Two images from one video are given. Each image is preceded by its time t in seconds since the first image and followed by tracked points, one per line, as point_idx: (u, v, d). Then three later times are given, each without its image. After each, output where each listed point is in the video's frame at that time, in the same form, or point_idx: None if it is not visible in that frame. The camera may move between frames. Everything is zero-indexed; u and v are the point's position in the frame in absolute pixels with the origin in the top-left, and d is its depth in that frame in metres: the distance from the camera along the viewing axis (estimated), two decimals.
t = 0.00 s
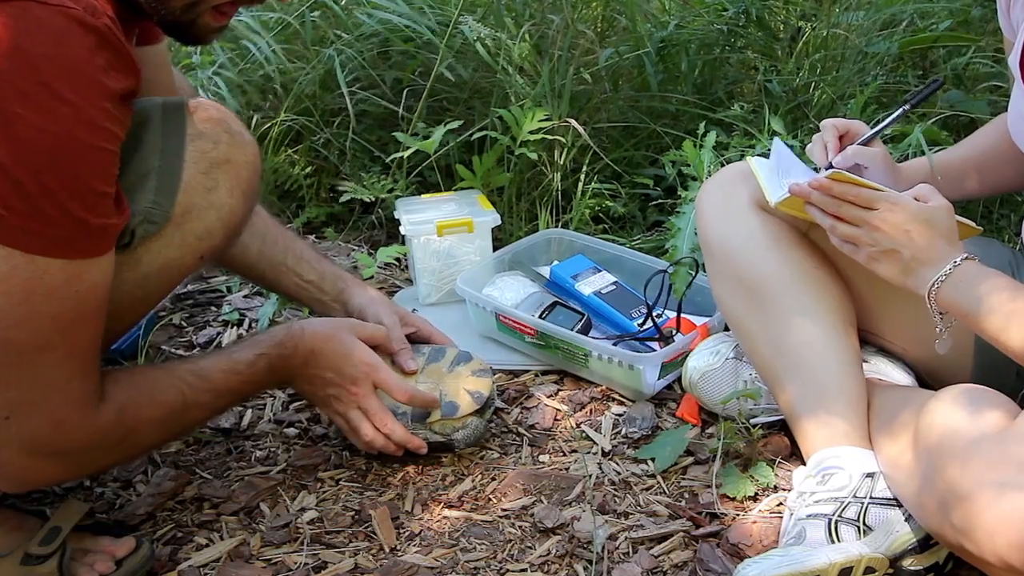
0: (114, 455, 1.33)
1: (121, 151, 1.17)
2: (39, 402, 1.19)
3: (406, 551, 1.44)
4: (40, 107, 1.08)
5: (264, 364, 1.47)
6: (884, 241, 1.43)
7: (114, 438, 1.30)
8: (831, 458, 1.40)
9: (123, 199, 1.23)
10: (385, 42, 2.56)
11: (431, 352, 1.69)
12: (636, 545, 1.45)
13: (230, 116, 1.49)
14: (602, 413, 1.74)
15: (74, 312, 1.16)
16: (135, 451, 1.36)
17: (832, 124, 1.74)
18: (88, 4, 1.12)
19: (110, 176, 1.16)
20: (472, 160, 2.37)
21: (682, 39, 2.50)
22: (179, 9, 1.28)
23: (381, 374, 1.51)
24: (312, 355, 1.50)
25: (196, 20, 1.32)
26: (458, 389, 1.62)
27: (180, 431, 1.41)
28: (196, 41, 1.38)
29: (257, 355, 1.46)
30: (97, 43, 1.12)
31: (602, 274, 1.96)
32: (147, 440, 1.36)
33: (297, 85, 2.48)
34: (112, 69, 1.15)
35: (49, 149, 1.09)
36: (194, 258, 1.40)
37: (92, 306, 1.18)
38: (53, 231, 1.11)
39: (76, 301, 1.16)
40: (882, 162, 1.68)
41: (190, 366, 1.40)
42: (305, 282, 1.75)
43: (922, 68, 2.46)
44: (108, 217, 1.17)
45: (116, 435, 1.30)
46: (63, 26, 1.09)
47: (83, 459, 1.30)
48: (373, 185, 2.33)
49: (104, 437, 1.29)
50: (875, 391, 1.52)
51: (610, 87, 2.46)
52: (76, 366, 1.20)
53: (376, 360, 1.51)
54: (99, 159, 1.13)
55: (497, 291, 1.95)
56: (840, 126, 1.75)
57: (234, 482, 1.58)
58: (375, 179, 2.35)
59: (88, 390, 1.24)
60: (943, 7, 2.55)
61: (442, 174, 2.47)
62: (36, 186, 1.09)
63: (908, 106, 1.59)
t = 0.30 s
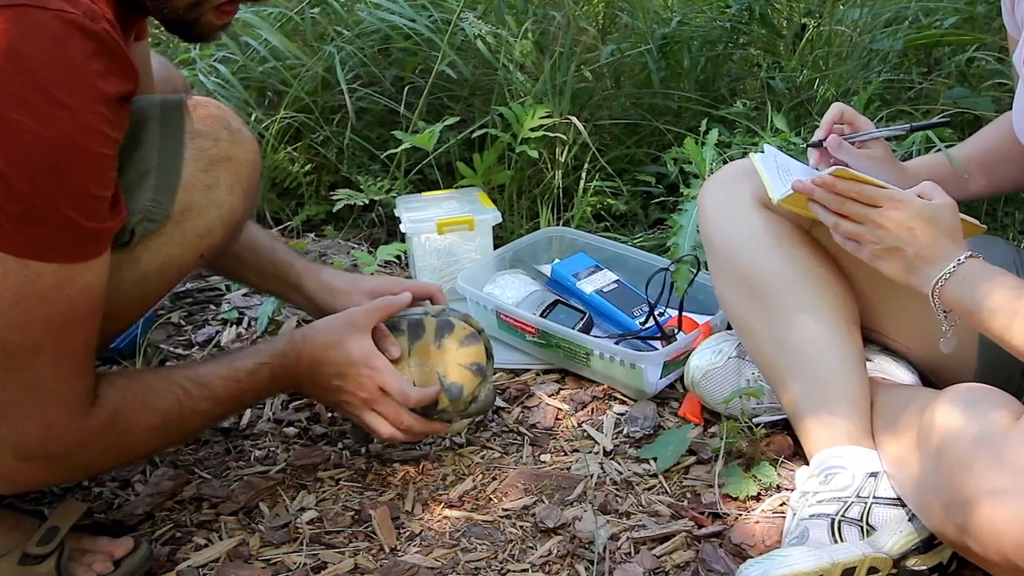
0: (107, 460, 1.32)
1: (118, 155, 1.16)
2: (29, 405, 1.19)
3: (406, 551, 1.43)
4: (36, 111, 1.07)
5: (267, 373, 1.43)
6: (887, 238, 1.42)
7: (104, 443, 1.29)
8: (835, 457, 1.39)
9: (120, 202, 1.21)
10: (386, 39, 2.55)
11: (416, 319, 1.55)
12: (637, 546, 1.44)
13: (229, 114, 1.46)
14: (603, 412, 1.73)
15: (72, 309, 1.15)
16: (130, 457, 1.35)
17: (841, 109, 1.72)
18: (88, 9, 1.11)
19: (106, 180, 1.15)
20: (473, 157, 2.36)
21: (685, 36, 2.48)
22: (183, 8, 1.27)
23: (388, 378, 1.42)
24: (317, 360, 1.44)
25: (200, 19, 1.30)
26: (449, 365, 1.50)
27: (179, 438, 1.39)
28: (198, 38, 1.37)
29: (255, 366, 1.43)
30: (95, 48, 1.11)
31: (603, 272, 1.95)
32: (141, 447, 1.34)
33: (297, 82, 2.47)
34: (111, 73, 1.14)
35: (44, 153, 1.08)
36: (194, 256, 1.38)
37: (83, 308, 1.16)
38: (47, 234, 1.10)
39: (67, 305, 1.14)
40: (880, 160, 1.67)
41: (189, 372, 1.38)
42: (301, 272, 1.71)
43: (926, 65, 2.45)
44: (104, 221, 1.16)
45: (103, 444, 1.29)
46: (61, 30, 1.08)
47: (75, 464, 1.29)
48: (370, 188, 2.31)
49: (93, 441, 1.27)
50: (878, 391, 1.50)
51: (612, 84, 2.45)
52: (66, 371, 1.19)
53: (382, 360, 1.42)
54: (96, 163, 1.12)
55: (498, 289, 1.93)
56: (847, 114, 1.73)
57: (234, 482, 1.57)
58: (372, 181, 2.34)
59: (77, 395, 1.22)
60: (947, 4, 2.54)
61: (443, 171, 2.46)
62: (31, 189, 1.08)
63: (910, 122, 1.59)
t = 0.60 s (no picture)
0: (97, 464, 1.30)
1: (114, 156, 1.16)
2: (21, 404, 1.18)
3: (406, 552, 1.42)
4: (35, 112, 1.06)
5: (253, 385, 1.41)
6: (890, 236, 1.41)
7: (94, 445, 1.27)
8: (838, 457, 1.38)
9: (116, 203, 1.20)
10: (386, 35, 2.54)
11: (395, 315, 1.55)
12: (639, 546, 1.43)
13: (230, 111, 1.45)
14: (605, 411, 1.72)
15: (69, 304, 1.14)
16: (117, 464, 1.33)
17: (847, 107, 1.70)
18: (88, 10, 1.10)
19: (103, 181, 1.14)
20: (473, 155, 2.35)
21: (687, 32, 2.47)
22: (185, 4, 1.26)
23: (391, 386, 1.44)
24: (319, 370, 1.43)
25: (202, 15, 1.30)
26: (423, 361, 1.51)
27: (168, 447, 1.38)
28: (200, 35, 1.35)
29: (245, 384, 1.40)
30: (95, 50, 1.11)
31: (605, 270, 1.94)
32: (129, 454, 1.33)
33: (297, 79, 2.46)
34: (108, 75, 1.14)
35: (42, 154, 1.07)
36: (194, 253, 1.37)
37: (76, 306, 1.15)
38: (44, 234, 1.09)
39: (59, 300, 1.13)
40: (884, 160, 1.66)
41: (182, 382, 1.36)
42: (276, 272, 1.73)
43: (930, 61, 2.43)
44: (100, 222, 1.15)
45: (90, 448, 1.27)
46: (63, 30, 1.07)
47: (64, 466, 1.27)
48: (372, 184, 2.30)
49: (81, 441, 1.26)
50: (882, 390, 1.49)
51: (613, 81, 2.43)
52: (58, 368, 1.18)
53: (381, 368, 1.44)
54: (93, 165, 1.12)
55: (499, 287, 1.92)
56: (853, 112, 1.71)
57: (233, 482, 1.56)
58: (373, 178, 2.33)
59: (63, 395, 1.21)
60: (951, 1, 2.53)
61: (443, 168, 2.45)
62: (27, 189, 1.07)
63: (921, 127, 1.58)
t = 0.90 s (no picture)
0: (92, 479, 1.30)
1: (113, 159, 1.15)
2: (16, 415, 1.17)
3: (407, 552, 1.41)
4: (31, 119, 1.05)
5: (252, 416, 1.42)
6: (894, 233, 1.40)
7: (90, 460, 1.27)
8: (841, 456, 1.36)
9: (114, 208, 1.19)
10: (387, 33, 2.53)
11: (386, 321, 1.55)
12: (641, 546, 1.42)
13: (231, 109, 1.43)
14: (607, 411, 1.71)
15: (68, 310, 1.14)
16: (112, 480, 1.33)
17: (852, 106, 1.70)
18: (84, 12, 1.09)
19: (102, 186, 1.13)
20: (474, 152, 2.34)
21: (689, 29, 2.46)
22: (179, 5, 1.25)
23: (391, 398, 1.51)
24: (319, 401, 1.46)
25: (196, 14, 1.29)
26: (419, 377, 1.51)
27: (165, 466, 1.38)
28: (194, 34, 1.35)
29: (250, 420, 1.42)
30: (92, 53, 1.10)
31: (606, 268, 1.93)
32: (124, 473, 1.32)
33: (297, 76, 2.45)
34: (106, 78, 1.12)
35: (40, 162, 1.06)
36: (194, 254, 1.36)
37: (71, 313, 1.14)
38: (43, 242, 1.08)
39: (51, 314, 1.12)
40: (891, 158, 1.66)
41: (184, 408, 1.36)
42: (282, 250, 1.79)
43: (933, 58, 2.43)
44: (98, 227, 1.14)
45: (85, 465, 1.26)
46: (58, 35, 1.06)
47: (59, 478, 1.26)
48: (372, 180, 2.30)
49: (80, 455, 1.25)
50: (887, 389, 1.48)
51: (616, 78, 2.42)
52: (56, 375, 1.17)
53: (377, 383, 1.49)
54: (91, 170, 1.11)
55: (500, 286, 1.91)
56: (859, 110, 1.71)
57: (232, 481, 1.55)
58: (373, 176, 2.32)
59: (58, 405, 1.19)
60: None
61: (444, 166, 2.44)
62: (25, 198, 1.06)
63: (926, 125, 1.58)
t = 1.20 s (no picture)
0: (90, 482, 1.28)
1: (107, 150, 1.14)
2: (16, 415, 1.15)
3: (407, 552, 1.40)
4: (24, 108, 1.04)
5: (252, 421, 1.42)
6: (898, 232, 1.38)
7: (91, 462, 1.25)
8: (845, 456, 1.35)
9: (108, 203, 1.18)
10: (387, 29, 2.52)
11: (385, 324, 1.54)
12: (643, 546, 1.41)
13: (228, 107, 1.41)
14: (609, 410, 1.70)
15: (64, 308, 1.12)
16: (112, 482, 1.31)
17: (851, 97, 1.69)
18: None
19: (96, 178, 1.12)
20: (475, 149, 2.33)
21: (692, 25, 2.44)
22: None
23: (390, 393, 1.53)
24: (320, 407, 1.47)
25: (186, 10, 1.28)
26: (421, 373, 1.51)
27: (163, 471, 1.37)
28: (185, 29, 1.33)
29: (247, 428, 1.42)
30: (84, 39, 1.09)
31: (608, 266, 1.92)
32: (124, 475, 1.31)
33: (296, 73, 2.44)
34: (99, 65, 1.11)
35: (33, 152, 1.05)
36: (189, 254, 1.35)
37: (68, 310, 1.13)
38: (37, 234, 1.07)
39: (46, 311, 1.10)
40: (891, 148, 1.63)
41: (187, 410, 1.36)
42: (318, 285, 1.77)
43: (938, 55, 2.42)
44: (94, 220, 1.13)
45: (83, 467, 1.25)
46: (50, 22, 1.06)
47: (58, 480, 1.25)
48: (373, 177, 2.29)
49: (79, 456, 1.24)
50: (890, 388, 1.47)
51: (617, 75, 2.41)
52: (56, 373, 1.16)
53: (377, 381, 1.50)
54: (86, 161, 1.10)
55: (501, 284, 1.90)
56: (858, 102, 1.69)
57: (231, 481, 1.54)
58: (373, 173, 2.31)
59: (63, 406, 1.18)
60: None
61: (445, 163, 2.42)
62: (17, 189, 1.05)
63: (926, 126, 1.57)
